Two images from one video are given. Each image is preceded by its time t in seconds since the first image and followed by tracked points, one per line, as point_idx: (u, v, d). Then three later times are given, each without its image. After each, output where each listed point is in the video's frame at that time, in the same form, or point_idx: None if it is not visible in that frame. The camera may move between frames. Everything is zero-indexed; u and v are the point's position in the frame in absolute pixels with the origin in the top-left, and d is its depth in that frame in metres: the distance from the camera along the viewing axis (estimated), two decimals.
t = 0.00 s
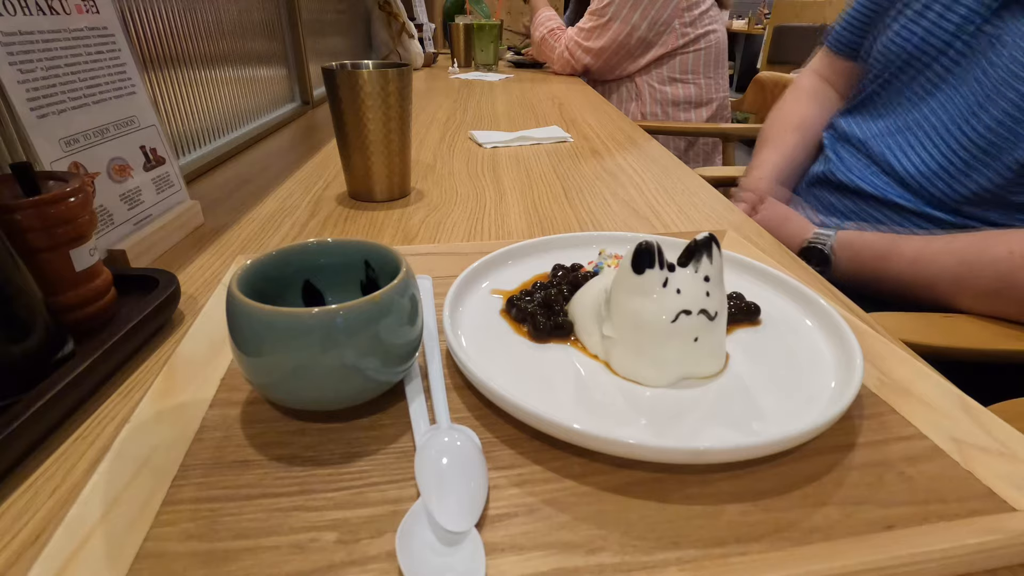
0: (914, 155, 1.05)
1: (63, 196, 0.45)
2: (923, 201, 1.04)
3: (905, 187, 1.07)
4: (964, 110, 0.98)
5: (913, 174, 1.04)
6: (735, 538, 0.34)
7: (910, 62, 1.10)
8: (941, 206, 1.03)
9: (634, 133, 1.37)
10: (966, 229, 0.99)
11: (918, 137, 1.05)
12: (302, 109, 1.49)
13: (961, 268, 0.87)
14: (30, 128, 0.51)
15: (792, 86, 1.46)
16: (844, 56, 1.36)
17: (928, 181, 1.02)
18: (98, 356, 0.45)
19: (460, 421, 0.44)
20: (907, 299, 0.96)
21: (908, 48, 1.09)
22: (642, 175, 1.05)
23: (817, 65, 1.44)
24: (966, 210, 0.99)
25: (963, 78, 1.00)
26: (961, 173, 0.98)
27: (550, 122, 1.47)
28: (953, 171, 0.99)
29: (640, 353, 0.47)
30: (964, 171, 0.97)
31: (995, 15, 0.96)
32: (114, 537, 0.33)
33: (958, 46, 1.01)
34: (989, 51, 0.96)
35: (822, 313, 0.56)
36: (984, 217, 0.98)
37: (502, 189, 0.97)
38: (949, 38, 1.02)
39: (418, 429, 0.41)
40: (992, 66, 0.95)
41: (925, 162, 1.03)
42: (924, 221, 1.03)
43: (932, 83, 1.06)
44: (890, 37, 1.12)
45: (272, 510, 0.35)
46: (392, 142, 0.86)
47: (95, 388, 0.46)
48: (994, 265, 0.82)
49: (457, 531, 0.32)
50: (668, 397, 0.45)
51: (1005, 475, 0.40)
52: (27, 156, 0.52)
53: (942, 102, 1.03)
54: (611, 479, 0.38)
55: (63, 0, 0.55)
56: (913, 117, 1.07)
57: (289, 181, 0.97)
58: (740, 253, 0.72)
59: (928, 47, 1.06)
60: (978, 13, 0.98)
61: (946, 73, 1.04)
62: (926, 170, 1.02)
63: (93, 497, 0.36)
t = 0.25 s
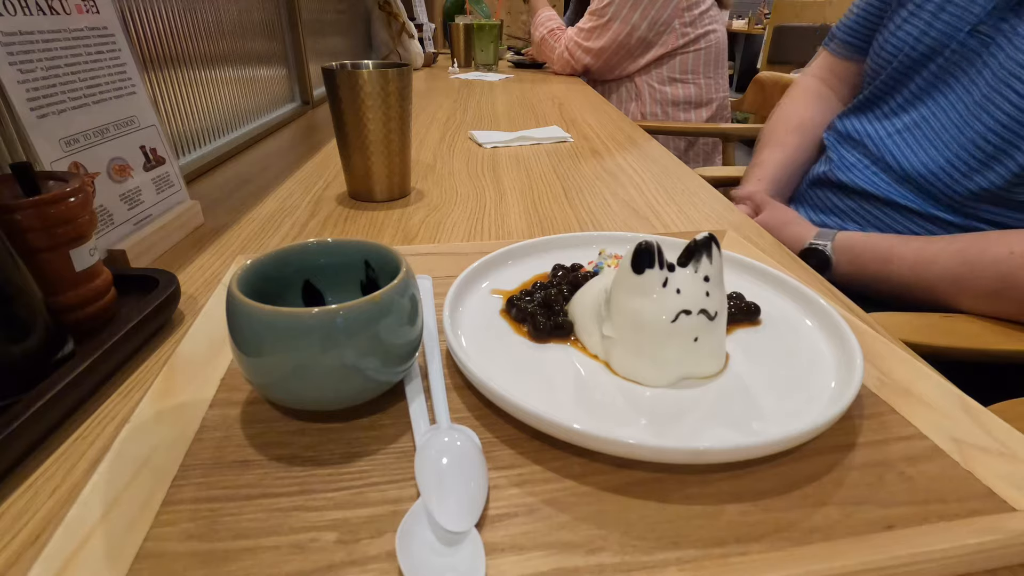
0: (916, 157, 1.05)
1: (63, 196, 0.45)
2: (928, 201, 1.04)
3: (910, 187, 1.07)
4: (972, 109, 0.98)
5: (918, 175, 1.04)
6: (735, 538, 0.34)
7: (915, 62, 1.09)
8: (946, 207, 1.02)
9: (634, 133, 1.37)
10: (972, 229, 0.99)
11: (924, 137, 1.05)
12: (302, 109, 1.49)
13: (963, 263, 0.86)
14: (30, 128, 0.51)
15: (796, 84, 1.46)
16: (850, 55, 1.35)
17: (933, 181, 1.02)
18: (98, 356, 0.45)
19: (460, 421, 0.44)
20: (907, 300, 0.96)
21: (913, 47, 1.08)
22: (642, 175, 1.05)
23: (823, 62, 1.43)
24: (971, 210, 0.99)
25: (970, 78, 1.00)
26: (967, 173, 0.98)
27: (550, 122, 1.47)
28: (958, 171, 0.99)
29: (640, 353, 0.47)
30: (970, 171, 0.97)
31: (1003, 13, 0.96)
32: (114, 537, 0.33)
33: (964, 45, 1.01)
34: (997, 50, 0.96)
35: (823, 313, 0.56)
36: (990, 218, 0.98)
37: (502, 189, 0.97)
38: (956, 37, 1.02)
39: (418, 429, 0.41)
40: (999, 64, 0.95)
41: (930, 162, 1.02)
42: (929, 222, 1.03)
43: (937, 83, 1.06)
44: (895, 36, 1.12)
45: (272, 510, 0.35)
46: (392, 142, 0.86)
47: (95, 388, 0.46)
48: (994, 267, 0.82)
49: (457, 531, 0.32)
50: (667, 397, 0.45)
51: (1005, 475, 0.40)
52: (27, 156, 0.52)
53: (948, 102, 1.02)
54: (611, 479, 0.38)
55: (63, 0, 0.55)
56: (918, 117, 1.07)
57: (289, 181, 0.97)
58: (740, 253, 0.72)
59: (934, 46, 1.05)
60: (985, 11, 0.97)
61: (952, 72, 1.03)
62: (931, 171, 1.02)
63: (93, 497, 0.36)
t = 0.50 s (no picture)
0: (924, 156, 1.05)
1: (63, 196, 0.45)
2: (932, 201, 1.03)
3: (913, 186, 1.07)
4: (984, 108, 0.98)
5: (923, 173, 1.04)
6: (735, 538, 0.34)
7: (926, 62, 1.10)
8: (949, 207, 1.01)
9: (634, 132, 1.37)
10: (974, 229, 0.98)
11: (932, 135, 1.05)
12: (302, 109, 1.49)
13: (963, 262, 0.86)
14: (30, 128, 0.51)
15: (803, 84, 1.45)
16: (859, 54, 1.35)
17: (938, 179, 1.02)
18: (98, 356, 0.45)
19: (460, 421, 0.44)
20: (906, 299, 0.96)
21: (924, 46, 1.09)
22: (642, 175, 1.05)
23: (830, 62, 1.43)
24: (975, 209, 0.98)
25: (981, 78, 1.01)
26: (974, 171, 0.97)
27: (550, 121, 1.47)
28: (965, 169, 0.98)
29: (640, 353, 0.47)
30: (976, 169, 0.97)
31: (1017, 11, 0.96)
32: (114, 537, 0.33)
33: (977, 43, 1.01)
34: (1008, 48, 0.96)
35: (823, 313, 0.56)
36: (993, 218, 0.96)
37: (502, 189, 0.97)
38: (969, 36, 1.03)
39: (418, 429, 0.41)
40: (1010, 63, 0.95)
41: (938, 160, 1.03)
42: (932, 221, 1.02)
43: (948, 82, 1.07)
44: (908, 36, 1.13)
45: (272, 510, 0.35)
46: (392, 142, 0.86)
47: (95, 389, 0.46)
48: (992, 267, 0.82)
49: (458, 531, 0.32)
50: (667, 397, 0.45)
51: (1005, 475, 0.40)
52: (27, 156, 0.52)
53: (959, 101, 1.03)
54: (611, 479, 0.38)
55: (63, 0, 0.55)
56: (927, 116, 1.07)
57: (289, 181, 0.97)
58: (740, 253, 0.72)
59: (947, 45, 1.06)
60: (1000, 9, 0.98)
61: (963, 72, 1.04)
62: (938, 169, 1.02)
63: (93, 497, 0.36)
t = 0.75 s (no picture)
0: (922, 156, 1.05)
1: (63, 196, 0.45)
2: (929, 201, 1.03)
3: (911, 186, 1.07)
4: (982, 107, 0.98)
5: (921, 173, 1.04)
6: (735, 538, 0.34)
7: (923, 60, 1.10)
8: (946, 207, 1.01)
9: (634, 132, 1.37)
10: (971, 230, 0.98)
11: (929, 135, 1.05)
12: (302, 109, 1.49)
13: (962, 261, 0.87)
14: (30, 128, 0.51)
15: (799, 81, 1.45)
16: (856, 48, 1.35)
17: (936, 179, 1.02)
18: (98, 356, 0.45)
19: (460, 421, 0.44)
20: (906, 299, 0.96)
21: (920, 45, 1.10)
22: (642, 175, 1.05)
23: (826, 60, 1.43)
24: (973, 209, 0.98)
25: (978, 76, 1.01)
26: (973, 170, 0.97)
27: (550, 121, 1.47)
28: (965, 168, 0.98)
29: (640, 353, 0.47)
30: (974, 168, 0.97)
31: (1014, 8, 0.96)
32: (114, 537, 0.33)
33: (976, 39, 1.01)
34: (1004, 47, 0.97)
35: (823, 313, 0.56)
36: (992, 218, 0.96)
37: (502, 189, 0.97)
38: (965, 35, 1.03)
39: (418, 429, 0.41)
40: (1008, 61, 0.95)
41: (937, 159, 1.03)
42: (930, 221, 1.02)
43: (946, 80, 1.07)
44: (905, 35, 1.14)
45: (272, 510, 0.35)
46: (392, 142, 0.86)
47: (95, 389, 0.46)
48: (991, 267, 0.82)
49: (458, 531, 0.32)
50: (667, 397, 0.45)
51: (1005, 475, 0.40)
52: (27, 157, 0.52)
53: (956, 100, 1.03)
54: (611, 479, 0.38)
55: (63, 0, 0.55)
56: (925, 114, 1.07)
57: (289, 181, 0.97)
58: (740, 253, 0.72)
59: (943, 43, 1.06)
60: (998, 6, 0.98)
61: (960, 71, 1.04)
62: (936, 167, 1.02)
63: (93, 497, 0.36)
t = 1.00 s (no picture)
0: (920, 153, 1.05)
1: (63, 196, 0.45)
2: (926, 200, 1.04)
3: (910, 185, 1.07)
4: (980, 103, 0.98)
5: (917, 171, 1.04)
6: (735, 538, 0.34)
7: (919, 57, 1.10)
8: (943, 205, 1.02)
9: (634, 132, 1.37)
10: (968, 228, 0.98)
11: (925, 133, 1.05)
12: (302, 109, 1.49)
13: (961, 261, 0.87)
14: (30, 128, 0.51)
15: (796, 77, 1.45)
16: (854, 44, 1.35)
17: (935, 177, 1.01)
18: (98, 356, 0.45)
19: (460, 421, 0.44)
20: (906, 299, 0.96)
21: (917, 42, 1.10)
22: (642, 175, 1.05)
23: (823, 56, 1.43)
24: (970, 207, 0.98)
25: (974, 73, 1.01)
26: (972, 167, 0.97)
27: (550, 121, 1.47)
28: (962, 166, 0.99)
29: (640, 353, 0.47)
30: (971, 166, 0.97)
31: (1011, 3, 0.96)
32: (114, 537, 0.33)
33: (973, 34, 1.01)
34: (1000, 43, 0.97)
35: (823, 313, 0.56)
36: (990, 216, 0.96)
37: (502, 189, 0.97)
38: (961, 31, 1.03)
39: (418, 429, 0.41)
40: (1005, 56, 0.95)
41: (935, 157, 1.03)
42: (929, 220, 1.02)
43: (944, 76, 1.07)
44: (901, 31, 1.14)
45: (273, 510, 0.35)
46: (392, 142, 0.86)
47: (95, 389, 0.46)
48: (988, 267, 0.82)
49: (458, 531, 0.32)
50: (667, 397, 0.45)
51: (1005, 475, 0.40)
52: (27, 157, 0.52)
53: (955, 95, 1.03)
54: (611, 479, 0.38)
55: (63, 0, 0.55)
56: (922, 112, 1.08)
57: (289, 181, 0.97)
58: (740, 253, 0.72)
59: (939, 40, 1.07)
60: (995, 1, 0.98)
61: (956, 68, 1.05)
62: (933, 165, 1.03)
63: (93, 497, 0.36)
